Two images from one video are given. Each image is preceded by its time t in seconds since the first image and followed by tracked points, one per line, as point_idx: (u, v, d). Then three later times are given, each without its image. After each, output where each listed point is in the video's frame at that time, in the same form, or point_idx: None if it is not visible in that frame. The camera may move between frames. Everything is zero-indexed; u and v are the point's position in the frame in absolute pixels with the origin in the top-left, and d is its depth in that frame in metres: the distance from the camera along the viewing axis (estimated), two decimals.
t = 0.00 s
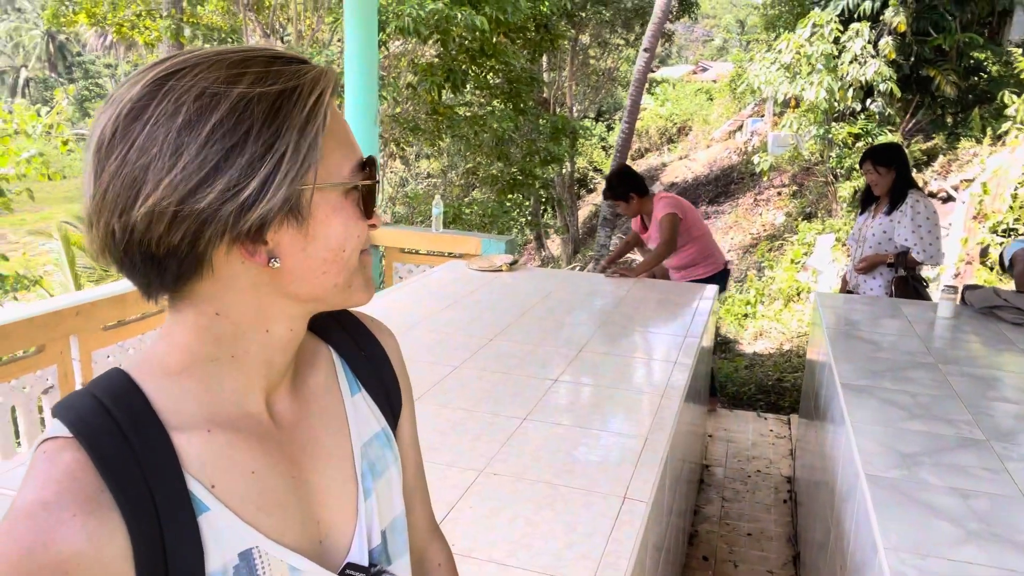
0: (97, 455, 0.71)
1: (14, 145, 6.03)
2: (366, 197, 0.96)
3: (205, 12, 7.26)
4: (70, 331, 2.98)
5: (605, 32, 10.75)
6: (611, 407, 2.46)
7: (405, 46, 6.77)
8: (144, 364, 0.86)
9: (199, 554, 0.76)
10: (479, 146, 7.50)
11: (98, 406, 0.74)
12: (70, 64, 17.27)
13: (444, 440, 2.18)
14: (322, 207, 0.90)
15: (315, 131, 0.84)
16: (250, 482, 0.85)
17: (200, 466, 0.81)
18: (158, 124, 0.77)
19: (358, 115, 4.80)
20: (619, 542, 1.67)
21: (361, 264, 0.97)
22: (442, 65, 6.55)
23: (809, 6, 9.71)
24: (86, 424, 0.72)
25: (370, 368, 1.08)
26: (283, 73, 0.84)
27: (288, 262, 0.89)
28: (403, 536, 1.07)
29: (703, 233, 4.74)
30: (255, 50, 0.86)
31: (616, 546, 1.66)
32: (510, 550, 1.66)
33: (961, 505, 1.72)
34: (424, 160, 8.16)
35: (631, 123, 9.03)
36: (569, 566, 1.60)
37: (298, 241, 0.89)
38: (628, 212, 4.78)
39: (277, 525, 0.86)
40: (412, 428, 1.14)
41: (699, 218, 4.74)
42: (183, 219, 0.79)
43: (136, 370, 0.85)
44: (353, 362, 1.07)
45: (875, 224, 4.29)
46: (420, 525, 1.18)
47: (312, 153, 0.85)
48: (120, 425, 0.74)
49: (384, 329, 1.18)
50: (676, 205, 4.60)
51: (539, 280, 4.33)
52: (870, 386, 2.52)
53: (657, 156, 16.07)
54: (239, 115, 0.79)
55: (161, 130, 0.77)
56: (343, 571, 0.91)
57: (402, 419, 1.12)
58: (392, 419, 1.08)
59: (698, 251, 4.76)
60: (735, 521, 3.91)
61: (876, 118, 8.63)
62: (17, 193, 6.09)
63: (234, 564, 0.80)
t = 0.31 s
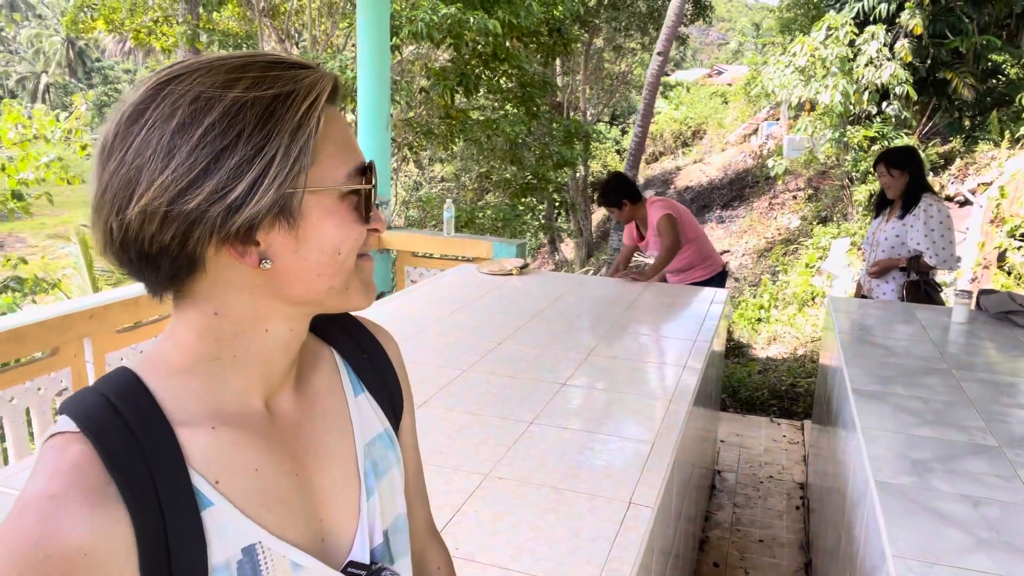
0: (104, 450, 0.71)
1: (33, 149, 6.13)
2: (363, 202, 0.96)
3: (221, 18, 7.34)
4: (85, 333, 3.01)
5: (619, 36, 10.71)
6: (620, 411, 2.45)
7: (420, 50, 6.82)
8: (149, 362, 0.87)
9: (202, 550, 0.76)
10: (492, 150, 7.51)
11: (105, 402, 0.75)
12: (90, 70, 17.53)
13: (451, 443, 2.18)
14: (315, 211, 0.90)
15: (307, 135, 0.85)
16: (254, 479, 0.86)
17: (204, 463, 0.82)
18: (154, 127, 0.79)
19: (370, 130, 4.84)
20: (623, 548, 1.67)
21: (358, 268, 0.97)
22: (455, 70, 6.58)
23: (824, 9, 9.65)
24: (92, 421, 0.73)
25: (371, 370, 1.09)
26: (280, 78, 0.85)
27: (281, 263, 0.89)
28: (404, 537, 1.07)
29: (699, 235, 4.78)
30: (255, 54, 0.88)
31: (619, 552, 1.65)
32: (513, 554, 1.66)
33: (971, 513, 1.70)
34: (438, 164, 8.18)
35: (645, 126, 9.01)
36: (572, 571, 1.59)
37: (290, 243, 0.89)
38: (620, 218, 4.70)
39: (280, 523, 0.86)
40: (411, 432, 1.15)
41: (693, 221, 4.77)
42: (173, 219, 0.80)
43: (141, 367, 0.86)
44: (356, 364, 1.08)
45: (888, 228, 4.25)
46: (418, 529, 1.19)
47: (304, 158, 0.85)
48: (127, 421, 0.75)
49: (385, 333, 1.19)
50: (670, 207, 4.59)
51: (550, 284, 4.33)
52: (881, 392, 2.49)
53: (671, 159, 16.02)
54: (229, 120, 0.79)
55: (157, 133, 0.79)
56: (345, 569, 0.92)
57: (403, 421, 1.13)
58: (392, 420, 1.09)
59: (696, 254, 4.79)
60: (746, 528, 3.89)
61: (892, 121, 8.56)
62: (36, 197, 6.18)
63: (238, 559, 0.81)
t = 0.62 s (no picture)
0: (119, 429, 0.72)
1: (43, 154, 6.14)
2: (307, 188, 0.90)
3: (228, 21, 7.38)
4: (96, 336, 3.02)
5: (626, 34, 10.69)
6: (627, 409, 2.45)
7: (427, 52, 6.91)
8: (168, 351, 0.89)
9: (208, 537, 0.76)
10: (498, 149, 7.52)
11: (126, 386, 0.77)
12: (99, 74, 17.73)
13: (457, 442, 2.19)
14: (233, 198, 0.85)
15: (203, 114, 0.83)
16: (263, 471, 0.86)
17: (216, 451, 0.82)
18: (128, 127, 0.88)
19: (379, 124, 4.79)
20: (628, 546, 1.67)
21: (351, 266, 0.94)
22: (460, 70, 6.58)
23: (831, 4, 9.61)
24: (110, 401, 0.74)
25: (392, 376, 1.09)
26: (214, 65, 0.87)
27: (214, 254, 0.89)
28: (415, 543, 1.04)
29: (686, 233, 4.75)
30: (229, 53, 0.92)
31: (624, 550, 1.65)
32: (519, 553, 1.66)
33: (980, 509, 1.69)
34: (445, 164, 8.20)
35: (651, 124, 8.99)
36: (578, 569, 1.59)
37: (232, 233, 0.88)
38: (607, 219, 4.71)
39: (287, 517, 0.86)
40: (430, 443, 1.14)
41: (680, 219, 4.75)
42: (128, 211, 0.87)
43: (161, 355, 0.88)
44: (375, 369, 1.08)
45: (895, 223, 4.23)
46: (434, 542, 1.18)
47: (203, 140, 0.84)
48: (143, 405, 0.76)
49: (408, 344, 1.19)
50: (659, 206, 4.57)
51: (556, 282, 4.33)
52: (889, 387, 2.48)
53: (679, 157, 15.98)
54: (158, 111, 0.85)
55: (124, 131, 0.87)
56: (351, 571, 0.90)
57: (422, 431, 1.11)
58: (410, 427, 1.08)
59: (684, 250, 4.77)
60: (756, 525, 3.88)
61: (900, 115, 8.53)
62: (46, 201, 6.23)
63: (243, 550, 0.80)
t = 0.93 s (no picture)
0: (132, 424, 0.72)
1: (38, 156, 6.10)
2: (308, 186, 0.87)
3: (222, 19, 7.34)
4: (97, 339, 3.01)
5: (621, 27, 10.66)
6: (632, 404, 2.44)
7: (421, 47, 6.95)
8: (191, 350, 0.89)
9: (214, 539, 0.74)
10: (495, 144, 7.51)
11: (146, 382, 0.77)
12: (91, 74, 17.67)
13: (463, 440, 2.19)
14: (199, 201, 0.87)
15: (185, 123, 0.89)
16: (276, 479, 0.84)
17: (228, 454, 0.81)
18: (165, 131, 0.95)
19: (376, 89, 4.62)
20: (639, 543, 1.66)
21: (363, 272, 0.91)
22: (457, 65, 6.58)
23: None
24: (129, 396, 0.74)
25: (419, 389, 1.05)
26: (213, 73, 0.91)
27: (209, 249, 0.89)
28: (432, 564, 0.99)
29: (676, 223, 4.75)
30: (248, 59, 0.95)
31: (635, 547, 1.65)
32: (531, 552, 1.66)
33: (990, 500, 1.69)
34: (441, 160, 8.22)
35: (648, 116, 8.97)
36: (591, 568, 1.59)
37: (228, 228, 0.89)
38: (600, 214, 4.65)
39: (296, 525, 0.83)
40: (459, 463, 1.09)
41: (668, 209, 4.74)
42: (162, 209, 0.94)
43: (184, 354, 0.88)
44: (401, 380, 1.04)
45: (894, 213, 4.22)
46: (459, 564, 1.13)
47: (187, 145, 0.89)
48: (161, 402, 0.76)
49: (440, 359, 1.14)
50: (649, 198, 4.56)
51: (558, 278, 4.33)
52: (895, 379, 2.48)
53: (676, 149, 15.95)
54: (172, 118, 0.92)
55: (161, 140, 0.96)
56: None
57: (449, 448, 1.07)
58: (436, 443, 1.04)
59: (676, 241, 4.77)
60: (762, 518, 3.88)
61: (898, 105, 8.53)
62: (43, 203, 6.21)
63: (249, 555, 0.78)
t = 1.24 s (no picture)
0: (132, 407, 0.72)
1: (21, 154, 6.02)
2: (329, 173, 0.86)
3: (205, 14, 7.27)
4: (90, 335, 2.99)
5: (607, 17, 10.66)
6: (630, 390, 2.46)
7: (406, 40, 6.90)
8: (197, 335, 0.89)
9: (213, 524, 0.74)
10: (483, 136, 7.50)
11: (147, 365, 0.77)
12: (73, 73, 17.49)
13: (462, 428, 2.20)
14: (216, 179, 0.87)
15: (212, 96, 0.89)
16: (277, 466, 0.84)
17: (229, 439, 0.81)
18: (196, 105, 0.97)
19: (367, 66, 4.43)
20: (641, 524, 1.68)
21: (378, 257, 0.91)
22: (443, 57, 6.48)
23: None
24: (132, 378, 0.74)
25: (429, 377, 1.04)
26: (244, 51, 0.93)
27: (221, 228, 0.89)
28: (440, 555, 0.98)
29: (660, 208, 4.77)
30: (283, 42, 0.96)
31: (638, 528, 1.66)
32: (535, 534, 1.67)
33: (985, 475, 1.71)
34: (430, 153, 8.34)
35: (636, 106, 8.97)
36: (595, 549, 1.60)
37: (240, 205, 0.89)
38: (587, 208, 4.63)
39: (297, 512, 0.83)
40: (473, 454, 1.09)
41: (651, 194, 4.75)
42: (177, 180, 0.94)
43: (191, 338, 0.89)
44: (410, 368, 1.04)
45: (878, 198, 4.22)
46: (473, 547, 1.13)
47: (214, 117, 0.90)
48: (162, 387, 0.76)
49: (453, 346, 1.13)
50: (636, 187, 4.57)
51: (550, 267, 4.35)
52: (888, 359, 2.51)
53: (663, 139, 15.98)
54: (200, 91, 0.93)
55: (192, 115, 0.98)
56: None
57: (460, 437, 1.06)
58: (445, 432, 1.03)
59: (662, 226, 4.79)
60: (757, 501, 3.92)
61: (883, 91, 8.60)
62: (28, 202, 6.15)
63: (247, 540, 0.78)
